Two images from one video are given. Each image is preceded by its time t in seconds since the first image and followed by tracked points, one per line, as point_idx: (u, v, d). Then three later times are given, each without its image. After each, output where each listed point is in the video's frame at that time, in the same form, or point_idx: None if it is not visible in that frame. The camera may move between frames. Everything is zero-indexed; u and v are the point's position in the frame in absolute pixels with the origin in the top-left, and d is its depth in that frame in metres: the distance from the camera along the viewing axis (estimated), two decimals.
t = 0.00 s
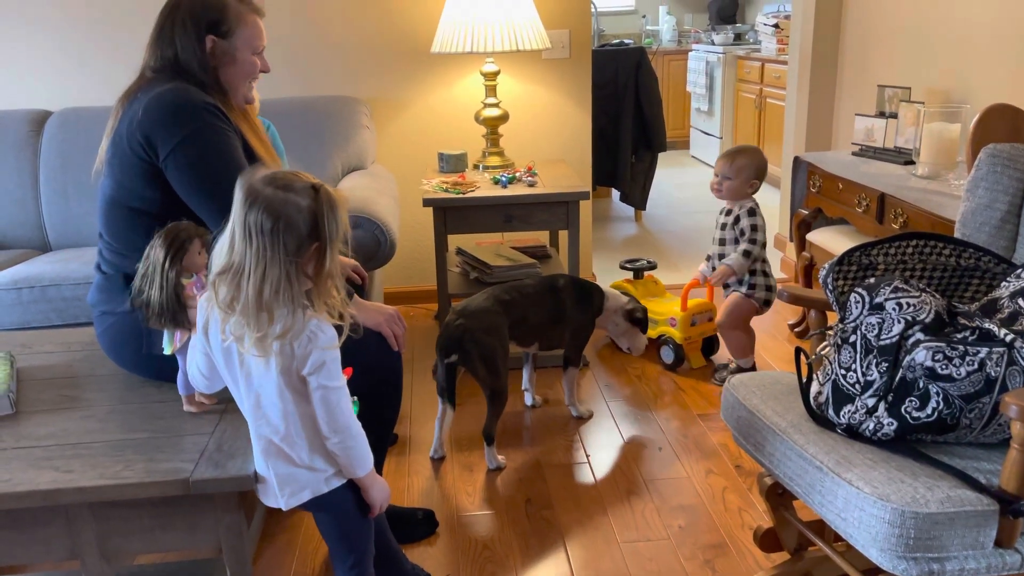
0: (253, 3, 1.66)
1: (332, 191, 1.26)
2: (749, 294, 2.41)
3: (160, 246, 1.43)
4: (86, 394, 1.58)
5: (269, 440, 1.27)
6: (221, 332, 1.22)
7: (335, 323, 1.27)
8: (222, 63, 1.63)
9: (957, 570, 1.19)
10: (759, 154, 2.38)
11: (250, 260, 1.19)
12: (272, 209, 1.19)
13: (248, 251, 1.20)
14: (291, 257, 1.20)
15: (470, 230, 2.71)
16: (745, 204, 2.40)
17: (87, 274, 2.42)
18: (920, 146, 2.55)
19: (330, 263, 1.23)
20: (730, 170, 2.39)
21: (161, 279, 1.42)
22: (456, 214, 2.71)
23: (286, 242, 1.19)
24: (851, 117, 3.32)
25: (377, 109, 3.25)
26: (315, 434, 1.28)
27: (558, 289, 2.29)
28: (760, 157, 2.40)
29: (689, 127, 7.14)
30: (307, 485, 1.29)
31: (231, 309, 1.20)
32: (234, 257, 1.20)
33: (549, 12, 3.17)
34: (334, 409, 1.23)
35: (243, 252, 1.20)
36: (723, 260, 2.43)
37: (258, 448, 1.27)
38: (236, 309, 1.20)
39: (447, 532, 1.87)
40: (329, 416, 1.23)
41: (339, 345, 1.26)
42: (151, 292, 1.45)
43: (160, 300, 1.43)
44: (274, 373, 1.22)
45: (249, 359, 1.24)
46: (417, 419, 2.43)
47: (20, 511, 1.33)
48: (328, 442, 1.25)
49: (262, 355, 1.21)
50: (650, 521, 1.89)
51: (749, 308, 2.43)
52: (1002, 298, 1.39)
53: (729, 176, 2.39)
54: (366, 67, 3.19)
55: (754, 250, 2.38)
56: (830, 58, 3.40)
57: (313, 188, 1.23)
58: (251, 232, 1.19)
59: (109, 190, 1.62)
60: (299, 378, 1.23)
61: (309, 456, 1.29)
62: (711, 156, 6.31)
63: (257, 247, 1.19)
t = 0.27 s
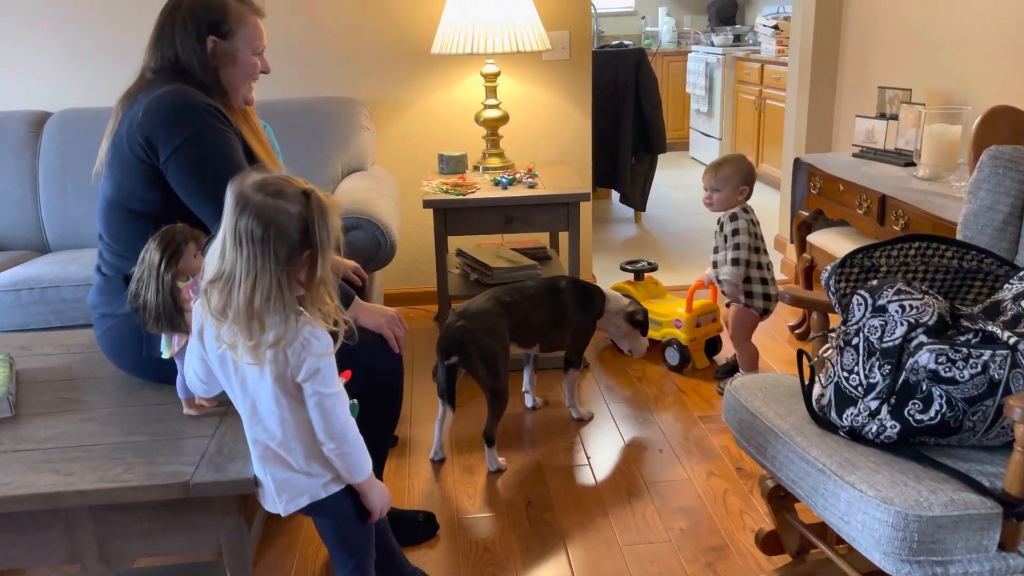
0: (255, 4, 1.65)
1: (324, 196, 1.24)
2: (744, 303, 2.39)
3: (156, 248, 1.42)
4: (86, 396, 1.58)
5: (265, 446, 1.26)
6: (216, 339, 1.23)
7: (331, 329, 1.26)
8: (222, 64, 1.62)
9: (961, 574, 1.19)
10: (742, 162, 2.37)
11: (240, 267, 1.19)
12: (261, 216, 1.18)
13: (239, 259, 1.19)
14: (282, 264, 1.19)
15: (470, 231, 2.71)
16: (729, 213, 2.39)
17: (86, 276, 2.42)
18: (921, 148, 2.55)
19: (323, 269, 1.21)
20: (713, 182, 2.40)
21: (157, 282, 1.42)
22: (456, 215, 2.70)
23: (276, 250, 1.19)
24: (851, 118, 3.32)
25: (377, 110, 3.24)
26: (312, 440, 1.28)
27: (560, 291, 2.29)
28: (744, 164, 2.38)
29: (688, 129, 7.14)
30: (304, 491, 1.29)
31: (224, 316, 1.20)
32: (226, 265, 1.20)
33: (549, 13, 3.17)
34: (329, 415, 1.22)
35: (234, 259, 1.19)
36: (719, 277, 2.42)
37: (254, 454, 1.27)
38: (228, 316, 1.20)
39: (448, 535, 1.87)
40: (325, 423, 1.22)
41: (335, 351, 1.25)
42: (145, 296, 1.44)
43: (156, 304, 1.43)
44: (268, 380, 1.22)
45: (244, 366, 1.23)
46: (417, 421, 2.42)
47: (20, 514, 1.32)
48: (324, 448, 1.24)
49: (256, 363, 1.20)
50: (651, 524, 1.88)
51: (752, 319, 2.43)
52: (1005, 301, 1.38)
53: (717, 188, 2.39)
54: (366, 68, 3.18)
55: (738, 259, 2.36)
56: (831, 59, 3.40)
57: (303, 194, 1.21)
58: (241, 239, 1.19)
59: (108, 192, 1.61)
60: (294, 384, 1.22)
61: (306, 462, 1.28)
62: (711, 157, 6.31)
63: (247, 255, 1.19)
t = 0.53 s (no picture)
0: (255, 4, 1.65)
1: (312, 197, 1.23)
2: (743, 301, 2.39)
3: (153, 248, 1.42)
4: (84, 398, 1.57)
5: (263, 448, 1.26)
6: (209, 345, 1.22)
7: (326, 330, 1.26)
8: (223, 65, 1.62)
9: None
10: (747, 162, 2.37)
11: (229, 274, 1.17)
12: (248, 221, 1.16)
13: (227, 265, 1.17)
14: (271, 269, 1.18)
15: (469, 232, 2.70)
16: (735, 212, 2.40)
17: (84, 277, 2.41)
18: (920, 149, 2.54)
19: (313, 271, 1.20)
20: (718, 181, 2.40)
21: (154, 283, 1.41)
22: (455, 216, 2.70)
23: (265, 255, 1.17)
24: (850, 120, 3.32)
25: (375, 111, 3.24)
26: (310, 443, 1.27)
27: (559, 292, 2.28)
28: (749, 164, 2.38)
29: (687, 130, 7.14)
30: (302, 494, 1.28)
31: (215, 323, 1.19)
32: (215, 272, 1.18)
33: (548, 13, 3.16)
34: (326, 418, 1.22)
35: (223, 266, 1.18)
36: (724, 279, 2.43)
37: (252, 456, 1.26)
38: (219, 323, 1.18)
39: (447, 537, 1.86)
40: (322, 425, 1.22)
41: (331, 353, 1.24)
42: (144, 298, 1.43)
43: (153, 306, 1.42)
44: (264, 383, 1.21)
45: (239, 370, 1.23)
46: (416, 422, 2.42)
47: (18, 517, 1.32)
48: (321, 451, 1.24)
49: (250, 367, 1.20)
50: (650, 526, 1.88)
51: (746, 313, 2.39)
52: (1006, 302, 1.38)
53: (722, 187, 2.39)
54: (365, 69, 3.18)
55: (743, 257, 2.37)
56: (830, 60, 3.40)
57: (291, 197, 1.19)
58: (229, 246, 1.17)
59: (106, 193, 1.61)
60: (290, 387, 1.22)
61: (303, 465, 1.28)
62: (709, 158, 6.31)
63: (236, 262, 1.17)
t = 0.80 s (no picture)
0: (253, 3, 1.64)
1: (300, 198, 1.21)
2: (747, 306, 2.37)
3: (153, 248, 1.41)
4: (82, 399, 1.57)
5: (258, 451, 1.25)
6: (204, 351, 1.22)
7: (320, 330, 1.25)
8: (221, 63, 1.61)
9: None
10: (748, 163, 2.37)
11: (220, 280, 1.17)
12: (236, 225, 1.16)
13: (218, 271, 1.17)
14: (261, 273, 1.17)
15: (468, 233, 2.70)
16: (734, 215, 2.39)
17: (82, 277, 2.40)
18: (919, 149, 2.54)
19: (303, 272, 1.19)
20: (716, 184, 2.39)
21: (153, 283, 1.40)
22: (454, 217, 2.70)
23: (255, 260, 1.16)
24: (849, 120, 3.32)
25: (374, 111, 3.23)
26: (306, 445, 1.27)
27: (558, 292, 2.28)
28: (750, 165, 2.38)
29: (685, 130, 7.15)
30: (297, 497, 1.28)
31: (209, 330, 1.19)
32: (207, 279, 1.18)
33: (547, 14, 3.16)
34: (321, 421, 1.21)
35: (214, 272, 1.18)
36: (726, 283, 2.40)
37: (248, 459, 1.26)
38: (213, 329, 1.18)
39: (446, 537, 1.86)
40: (317, 428, 1.21)
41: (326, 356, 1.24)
42: (143, 297, 1.42)
43: (152, 305, 1.42)
44: (260, 386, 1.21)
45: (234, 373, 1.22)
46: (414, 423, 2.41)
47: (15, 518, 1.31)
48: (317, 455, 1.24)
49: (246, 371, 1.20)
50: (649, 527, 1.88)
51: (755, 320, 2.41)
52: (1005, 303, 1.38)
53: (721, 187, 2.38)
54: (363, 69, 3.18)
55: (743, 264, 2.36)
56: (828, 61, 3.40)
57: (278, 200, 1.18)
58: (219, 252, 1.16)
59: (102, 192, 1.60)
60: (286, 390, 1.22)
61: (299, 468, 1.27)
62: (708, 159, 6.31)
63: (227, 268, 1.17)
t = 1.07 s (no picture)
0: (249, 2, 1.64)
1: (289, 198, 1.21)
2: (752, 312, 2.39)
3: (143, 250, 1.41)
4: (79, 399, 1.56)
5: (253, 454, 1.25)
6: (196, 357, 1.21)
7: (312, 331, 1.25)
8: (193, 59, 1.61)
9: None
10: (752, 166, 2.37)
11: (211, 283, 1.17)
12: (225, 227, 1.15)
13: (209, 274, 1.17)
14: (252, 275, 1.17)
15: (466, 233, 2.70)
16: (737, 220, 2.39)
17: (78, 277, 2.40)
18: (916, 149, 2.55)
19: (292, 272, 1.18)
20: (718, 188, 2.38)
21: (145, 286, 1.40)
22: (451, 217, 2.69)
23: (246, 263, 1.16)
24: (847, 120, 3.32)
25: (371, 111, 3.23)
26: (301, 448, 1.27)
27: (556, 292, 2.28)
28: (751, 168, 2.38)
29: (683, 130, 7.15)
30: (293, 499, 1.28)
31: (200, 335, 1.18)
32: (197, 283, 1.18)
33: (545, 13, 3.16)
34: (315, 424, 1.21)
35: (204, 276, 1.17)
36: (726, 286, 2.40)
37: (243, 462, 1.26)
38: (204, 334, 1.18)
39: (444, 538, 1.86)
40: (311, 430, 1.21)
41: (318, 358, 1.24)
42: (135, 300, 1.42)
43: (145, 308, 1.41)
44: (252, 390, 1.21)
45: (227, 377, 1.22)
46: (412, 423, 2.41)
47: (12, 519, 1.31)
48: (312, 457, 1.24)
49: (238, 376, 1.19)
50: (647, 527, 1.87)
51: (756, 323, 2.41)
52: (1003, 303, 1.38)
53: (723, 190, 2.37)
54: (361, 69, 3.17)
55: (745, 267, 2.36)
56: (826, 61, 3.40)
57: (266, 200, 1.18)
58: (209, 255, 1.16)
59: (95, 193, 1.60)
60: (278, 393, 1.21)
61: (294, 470, 1.27)
62: (705, 158, 6.31)
63: (218, 272, 1.16)
